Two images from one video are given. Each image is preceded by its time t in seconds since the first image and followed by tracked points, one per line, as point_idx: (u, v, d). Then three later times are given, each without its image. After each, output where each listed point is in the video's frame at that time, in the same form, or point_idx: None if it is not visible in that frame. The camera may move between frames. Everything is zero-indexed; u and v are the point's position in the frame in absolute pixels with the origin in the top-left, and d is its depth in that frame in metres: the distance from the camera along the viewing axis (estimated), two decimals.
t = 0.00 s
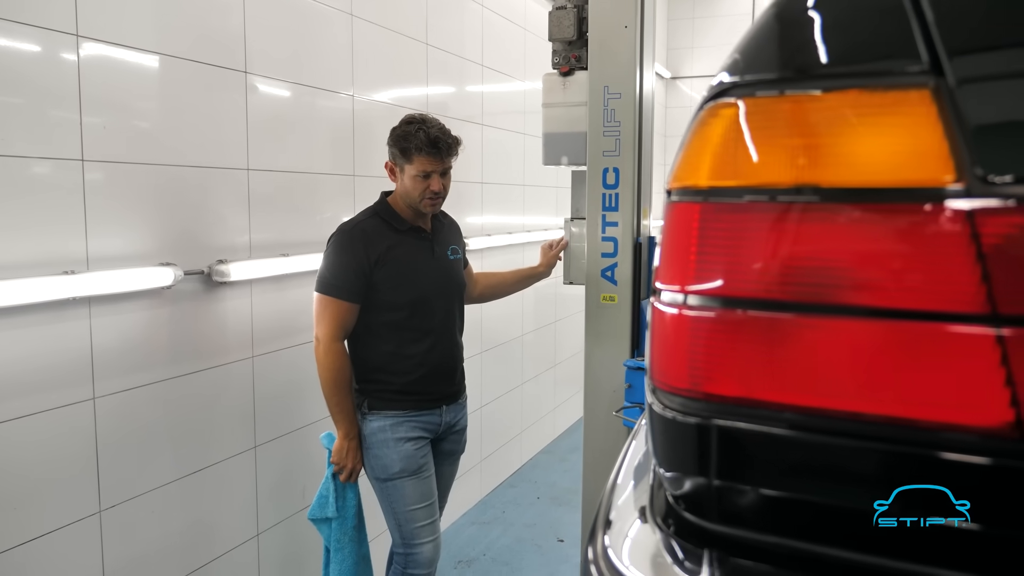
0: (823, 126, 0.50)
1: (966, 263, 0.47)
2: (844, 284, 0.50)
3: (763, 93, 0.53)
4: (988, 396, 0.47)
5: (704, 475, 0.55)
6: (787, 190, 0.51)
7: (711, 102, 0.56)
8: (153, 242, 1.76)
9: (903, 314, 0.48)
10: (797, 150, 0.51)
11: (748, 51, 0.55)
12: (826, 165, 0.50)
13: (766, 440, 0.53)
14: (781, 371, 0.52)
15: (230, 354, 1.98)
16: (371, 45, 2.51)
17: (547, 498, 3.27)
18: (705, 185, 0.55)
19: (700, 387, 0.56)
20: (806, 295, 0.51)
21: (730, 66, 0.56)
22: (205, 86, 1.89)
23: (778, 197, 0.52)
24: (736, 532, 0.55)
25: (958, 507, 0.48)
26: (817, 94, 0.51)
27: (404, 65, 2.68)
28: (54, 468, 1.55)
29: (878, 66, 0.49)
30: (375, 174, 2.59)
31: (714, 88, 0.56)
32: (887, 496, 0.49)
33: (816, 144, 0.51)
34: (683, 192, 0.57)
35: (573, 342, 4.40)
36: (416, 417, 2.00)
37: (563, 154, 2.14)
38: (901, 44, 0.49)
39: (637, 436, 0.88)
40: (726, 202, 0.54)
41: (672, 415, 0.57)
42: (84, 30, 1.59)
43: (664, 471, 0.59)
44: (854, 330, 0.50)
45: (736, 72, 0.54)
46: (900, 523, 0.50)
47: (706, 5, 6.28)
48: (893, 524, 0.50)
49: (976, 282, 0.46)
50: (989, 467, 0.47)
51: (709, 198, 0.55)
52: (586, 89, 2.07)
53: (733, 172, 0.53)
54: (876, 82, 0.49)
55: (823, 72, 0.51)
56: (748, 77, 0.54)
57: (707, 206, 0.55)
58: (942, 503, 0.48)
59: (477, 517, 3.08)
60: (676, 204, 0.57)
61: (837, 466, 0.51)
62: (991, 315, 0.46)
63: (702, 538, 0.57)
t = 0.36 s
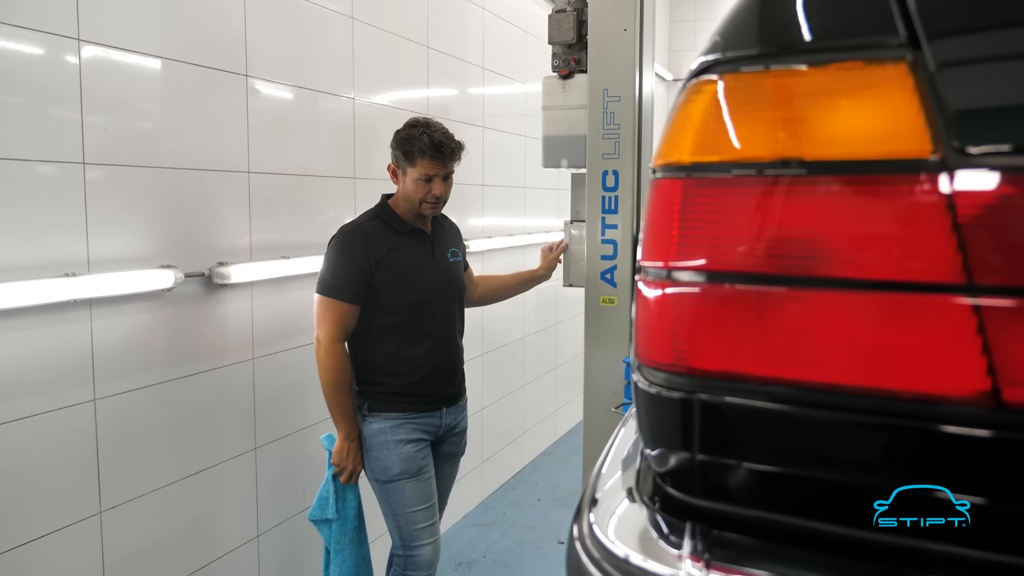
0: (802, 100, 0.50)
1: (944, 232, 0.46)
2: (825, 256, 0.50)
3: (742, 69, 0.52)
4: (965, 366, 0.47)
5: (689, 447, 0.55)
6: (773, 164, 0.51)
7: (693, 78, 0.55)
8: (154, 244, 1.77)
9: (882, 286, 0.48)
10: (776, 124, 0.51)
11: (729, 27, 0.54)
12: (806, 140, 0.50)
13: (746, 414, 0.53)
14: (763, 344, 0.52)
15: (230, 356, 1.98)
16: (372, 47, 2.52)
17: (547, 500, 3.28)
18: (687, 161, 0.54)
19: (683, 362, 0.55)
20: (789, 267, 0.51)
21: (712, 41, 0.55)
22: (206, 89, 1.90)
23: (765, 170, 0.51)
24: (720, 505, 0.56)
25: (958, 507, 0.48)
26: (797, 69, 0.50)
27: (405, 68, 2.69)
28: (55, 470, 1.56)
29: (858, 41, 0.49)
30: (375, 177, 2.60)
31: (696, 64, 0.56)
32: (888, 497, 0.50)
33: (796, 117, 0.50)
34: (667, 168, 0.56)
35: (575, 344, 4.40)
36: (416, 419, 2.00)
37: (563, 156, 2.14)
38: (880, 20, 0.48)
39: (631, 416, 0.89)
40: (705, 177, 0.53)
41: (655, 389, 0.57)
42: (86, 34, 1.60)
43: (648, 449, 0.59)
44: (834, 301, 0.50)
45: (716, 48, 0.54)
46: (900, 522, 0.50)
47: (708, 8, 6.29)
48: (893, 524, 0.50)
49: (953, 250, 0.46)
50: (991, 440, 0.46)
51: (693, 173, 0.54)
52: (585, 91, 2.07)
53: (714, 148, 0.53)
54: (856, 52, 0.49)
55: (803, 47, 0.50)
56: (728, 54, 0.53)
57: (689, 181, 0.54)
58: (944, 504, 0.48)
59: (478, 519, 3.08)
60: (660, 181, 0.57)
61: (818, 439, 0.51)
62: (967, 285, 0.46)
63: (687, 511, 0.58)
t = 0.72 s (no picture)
0: (790, 77, 0.51)
1: (928, 203, 0.47)
2: (812, 229, 0.50)
3: (732, 47, 0.53)
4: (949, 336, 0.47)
5: (679, 422, 0.56)
6: (766, 138, 0.51)
7: (686, 57, 0.56)
8: (156, 247, 1.78)
9: (869, 256, 0.49)
10: (765, 101, 0.52)
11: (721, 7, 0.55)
12: (794, 115, 0.51)
13: (733, 387, 0.54)
14: (750, 317, 0.53)
15: (231, 358, 1.99)
16: (375, 51, 2.53)
17: (549, 503, 3.28)
18: (678, 139, 0.56)
19: (674, 336, 0.56)
20: (780, 241, 0.51)
21: (705, 20, 0.56)
22: (209, 92, 1.90)
23: (759, 145, 0.51)
24: (708, 480, 0.57)
25: (958, 507, 0.49)
26: (785, 48, 0.51)
27: (408, 72, 2.70)
28: (57, 470, 1.56)
29: (846, 18, 0.49)
30: (377, 180, 2.60)
31: (689, 44, 0.57)
32: (887, 496, 0.51)
33: (784, 94, 0.51)
34: (659, 147, 0.57)
35: (577, 347, 4.40)
36: (422, 421, 2.01)
37: (564, 160, 2.14)
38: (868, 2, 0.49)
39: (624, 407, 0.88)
40: (695, 154, 0.54)
41: (648, 365, 0.58)
42: (89, 38, 1.61)
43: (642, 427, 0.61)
44: (820, 273, 0.50)
45: (708, 28, 0.55)
46: (900, 521, 0.51)
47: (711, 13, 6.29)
48: (893, 523, 0.51)
49: (938, 220, 0.47)
50: (996, 411, 0.46)
51: (684, 150, 0.55)
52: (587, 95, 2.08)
53: (706, 125, 0.54)
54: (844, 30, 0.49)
55: (792, 24, 0.51)
56: (718, 34, 0.54)
57: (679, 159, 0.56)
58: (943, 502, 0.49)
59: (479, 522, 3.09)
60: (652, 160, 0.58)
61: (805, 411, 0.52)
62: (952, 255, 0.47)
63: (679, 486, 0.59)
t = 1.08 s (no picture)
0: (783, 51, 0.53)
1: (917, 174, 0.48)
2: (804, 202, 0.52)
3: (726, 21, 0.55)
4: (937, 302, 0.49)
5: (672, 394, 0.59)
6: (764, 109, 0.53)
7: (681, 31, 0.58)
8: (157, 248, 1.78)
9: (864, 226, 0.50)
10: (758, 74, 0.53)
11: None
12: (787, 88, 0.52)
13: (726, 358, 0.56)
14: (742, 288, 0.55)
15: (232, 360, 2.00)
16: (375, 53, 2.53)
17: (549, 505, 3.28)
18: (672, 113, 0.58)
19: (668, 309, 0.59)
20: (776, 213, 0.53)
21: None
22: (211, 93, 1.91)
23: (753, 116, 0.53)
24: (702, 451, 0.60)
25: (958, 506, 0.51)
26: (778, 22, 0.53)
27: (409, 74, 2.70)
28: (58, 470, 1.57)
29: None
30: (378, 182, 2.61)
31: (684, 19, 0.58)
32: (887, 496, 0.54)
33: (776, 67, 0.53)
34: (653, 121, 0.60)
35: (578, 349, 4.40)
36: (420, 422, 2.03)
37: (565, 163, 2.15)
38: None
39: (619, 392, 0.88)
40: (690, 127, 0.56)
41: (642, 338, 0.61)
42: (92, 40, 1.61)
43: (635, 405, 0.63)
44: (811, 245, 0.52)
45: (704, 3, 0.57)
46: (900, 522, 0.51)
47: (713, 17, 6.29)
48: (893, 524, 0.52)
49: (927, 188, 0.48)
50: (998, 379, 0.47)
51: (677, 124, 0.57)
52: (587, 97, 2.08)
53: (701, 98, 0.56)
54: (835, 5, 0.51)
55: None
56: (713, 9, 0.56)
57: (674, 131, 0.58)
58: (944, 501, 0.52)
59: (479, 523, 3.09)
60: (646, 133, 0.60)
61: (795, 380, 0.54)
62: (941, 223, 0.48)
63: (672, 456, 0.62)
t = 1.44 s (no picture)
0: (775, 22, 0.54)
1: (907, 141, 0.50)
2: (796, 171, 0.54)
3: None
4: (927, 267, 0.50)
5: (667, 364, 0.60)
6: (757, 79, 0.55)
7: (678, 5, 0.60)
8: (158, 249, 1.79)
9: (858, 193, 0.52)
10: (750, 44, 0.55)
11: None
12: (778, 58, 0.54)
13: (721, 327, 0.57)
14: (737, 257, 0.56)
15: (233, 360, 2.00)
16: (376, 54, 2.54)
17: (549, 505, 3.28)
18: (666, 84, 0.60)
19: (663, 280, 0.60)
20: (772, 182, 0.54)
21: None
22: (211, 94, 1.91)
23: (747, 85, 0.55)
24: (697, 423, 0.61)
25: (959, 506, 0.50)
26: None
27: (409, 75, 2.70)
28: (60, 470, 1.58)
29: None
30: (378, 183, 2.61)
31: None
32: (888, 496, 0.52)
33: (768, 37, 0.55)
34: (647, 93, 0.62)
35: (578, 350, 4.41)
36: (419, 422, 2.03)
37: (564, 164, 2.15)
38: None
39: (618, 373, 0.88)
40: (683, 97, 0.58)
41: (636, 310, 0.63)
42: (93, 42, 1.62)
43: (631, 379, 0.65)
44: (804, 214, 0.54)
45: None
46: (899, 523, 0.50)
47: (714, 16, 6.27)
48: (893, 525, 0.50)
49: (917, 153, 0.50)
50: (1000, 343, 0.48)
51: (670, 95, 0.59)
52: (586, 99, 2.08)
53: (694, 67, 0.58)
54: None
55: None
56: None
57: (667, 102, 0.60)
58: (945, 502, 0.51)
59: (479, 524, 3.09)
60: (641, 106, 0.62)
61: (789, 347, 0.55)
62: (932, 188, 0.50)
63: (666, 427, 0.63)
